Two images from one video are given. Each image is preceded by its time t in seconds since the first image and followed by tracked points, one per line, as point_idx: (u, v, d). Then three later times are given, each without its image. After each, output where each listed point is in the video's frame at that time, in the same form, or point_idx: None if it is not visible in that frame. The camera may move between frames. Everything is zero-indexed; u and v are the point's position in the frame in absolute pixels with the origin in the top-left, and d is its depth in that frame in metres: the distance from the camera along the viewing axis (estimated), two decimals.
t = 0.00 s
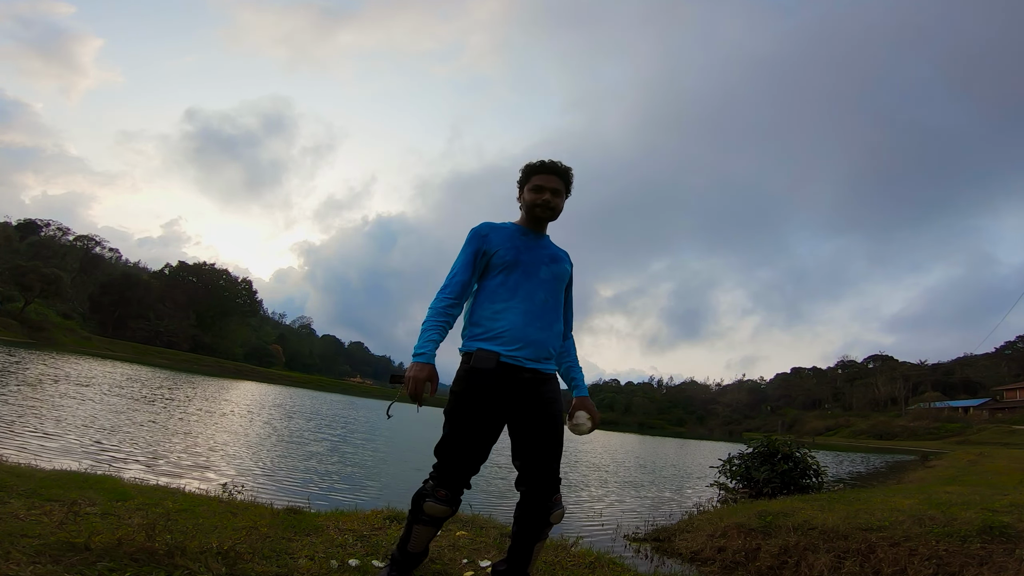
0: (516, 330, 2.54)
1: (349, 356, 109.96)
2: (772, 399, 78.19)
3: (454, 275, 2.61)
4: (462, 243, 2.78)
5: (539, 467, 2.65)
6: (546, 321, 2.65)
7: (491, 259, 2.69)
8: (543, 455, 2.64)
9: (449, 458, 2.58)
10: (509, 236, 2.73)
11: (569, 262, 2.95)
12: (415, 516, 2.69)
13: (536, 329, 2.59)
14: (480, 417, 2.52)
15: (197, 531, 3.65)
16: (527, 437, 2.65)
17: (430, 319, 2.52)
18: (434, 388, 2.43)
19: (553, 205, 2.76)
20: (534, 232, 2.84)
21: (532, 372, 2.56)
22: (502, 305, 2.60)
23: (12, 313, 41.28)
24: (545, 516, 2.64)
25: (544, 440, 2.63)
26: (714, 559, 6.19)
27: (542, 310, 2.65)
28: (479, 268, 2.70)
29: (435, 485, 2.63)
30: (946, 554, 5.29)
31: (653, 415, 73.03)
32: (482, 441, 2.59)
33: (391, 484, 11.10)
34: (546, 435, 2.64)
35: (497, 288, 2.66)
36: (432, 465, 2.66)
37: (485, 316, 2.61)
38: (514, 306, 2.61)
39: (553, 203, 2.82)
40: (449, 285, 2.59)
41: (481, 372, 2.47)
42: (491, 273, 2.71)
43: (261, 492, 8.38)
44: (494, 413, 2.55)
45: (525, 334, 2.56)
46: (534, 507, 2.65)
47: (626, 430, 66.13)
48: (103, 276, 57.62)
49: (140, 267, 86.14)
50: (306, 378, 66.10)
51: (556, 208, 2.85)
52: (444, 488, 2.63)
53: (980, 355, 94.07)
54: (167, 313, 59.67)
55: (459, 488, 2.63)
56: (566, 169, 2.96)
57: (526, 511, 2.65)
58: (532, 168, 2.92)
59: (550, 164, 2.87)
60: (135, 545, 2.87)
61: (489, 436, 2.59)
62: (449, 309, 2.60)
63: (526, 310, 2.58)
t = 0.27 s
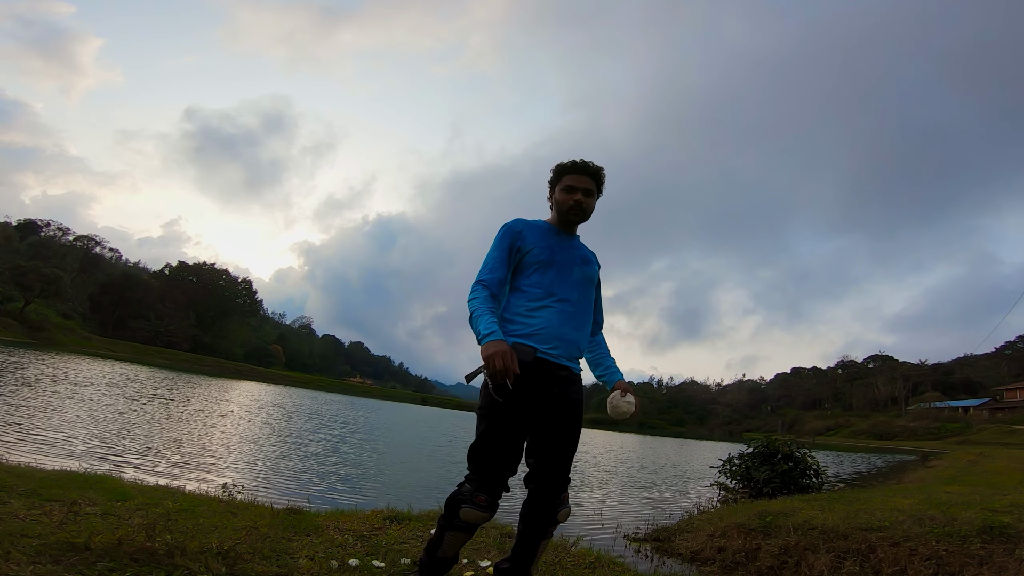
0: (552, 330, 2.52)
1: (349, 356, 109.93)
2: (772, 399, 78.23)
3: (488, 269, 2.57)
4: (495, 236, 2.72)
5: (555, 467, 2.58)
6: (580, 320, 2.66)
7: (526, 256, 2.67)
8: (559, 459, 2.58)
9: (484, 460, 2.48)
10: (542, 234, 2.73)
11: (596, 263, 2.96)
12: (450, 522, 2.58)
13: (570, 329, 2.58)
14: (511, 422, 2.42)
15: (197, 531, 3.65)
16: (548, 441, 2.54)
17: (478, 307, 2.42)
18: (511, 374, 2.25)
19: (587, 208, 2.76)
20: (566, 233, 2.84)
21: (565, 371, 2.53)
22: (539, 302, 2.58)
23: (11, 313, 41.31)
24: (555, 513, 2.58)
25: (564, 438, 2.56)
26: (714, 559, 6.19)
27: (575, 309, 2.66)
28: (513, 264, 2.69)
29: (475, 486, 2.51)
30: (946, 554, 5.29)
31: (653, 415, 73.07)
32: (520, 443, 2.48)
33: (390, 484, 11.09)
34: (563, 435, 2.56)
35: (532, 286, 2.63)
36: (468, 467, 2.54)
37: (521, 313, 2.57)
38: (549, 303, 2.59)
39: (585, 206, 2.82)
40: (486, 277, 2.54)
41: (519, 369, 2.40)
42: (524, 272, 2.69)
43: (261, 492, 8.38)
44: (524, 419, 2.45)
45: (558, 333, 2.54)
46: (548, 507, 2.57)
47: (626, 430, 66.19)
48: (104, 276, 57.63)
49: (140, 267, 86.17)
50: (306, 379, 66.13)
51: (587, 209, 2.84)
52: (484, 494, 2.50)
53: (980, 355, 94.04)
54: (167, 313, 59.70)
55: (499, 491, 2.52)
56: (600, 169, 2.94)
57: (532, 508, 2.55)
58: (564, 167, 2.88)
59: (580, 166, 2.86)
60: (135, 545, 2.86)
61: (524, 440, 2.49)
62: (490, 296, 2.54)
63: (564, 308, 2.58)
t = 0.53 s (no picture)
0: (565, 331, 2.49)
1: (348, 356, 109.90)
2: (772, 399, 78.24)
3: (501, 266, 2.58)
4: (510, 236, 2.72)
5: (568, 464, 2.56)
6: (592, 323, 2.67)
7: (542, 256, 2.68)
8: (558, 466, 2.48)
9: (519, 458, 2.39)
10: (557, 234, 2.73)
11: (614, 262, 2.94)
12: (486, 537, 2.37)
13: (582, 329, 2.59)
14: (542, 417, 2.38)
15: (197, 531, 3.65)
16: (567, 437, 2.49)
17: (481, 313, 2.46)
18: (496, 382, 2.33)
19: (605, 207, 2.76)
20: (582, 233, 2.83)
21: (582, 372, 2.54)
22: (551, 303, 2.58)
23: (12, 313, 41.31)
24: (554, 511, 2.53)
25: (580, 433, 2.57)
26: (714, 559, 6.19)
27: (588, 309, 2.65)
28: (528, 264, 2.69)
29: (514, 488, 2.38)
30: (946, 554, 5.29)
31: (654, 415, 73.08)
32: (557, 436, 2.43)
33: (390, 484, 11.09)
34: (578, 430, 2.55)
35: (546, 288, 2.63)
36: (489, 469, 2.44)
37: (531, 311, 2.58)
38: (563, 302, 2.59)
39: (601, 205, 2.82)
40: (497, 276, 2.56)
41: (539, 368, 2.38)
42: (540, 270, 2.69)
43: (261, 492, 8.38)
44: (550, 419, 2.41)
45: (573, 333, 2.53)
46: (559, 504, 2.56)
47: (626, 430, 66.20)
48: (104, 276, 57.63)
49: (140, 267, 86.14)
50: (306, 378, 66.17)
51: (605, 209, 2.84)
52: (522, 490, 2.39)
53: (980, 355, 94.05)
54: (167, 313, 59.70)
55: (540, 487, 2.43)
56: (616, 168, 2.94)
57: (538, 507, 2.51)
58: (581, 163, 2.88)
59: (597, 164, 2.86)
60: (135, 545, 2.87)
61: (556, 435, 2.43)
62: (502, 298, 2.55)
63: (577, 310, 2.57)
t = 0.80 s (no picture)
0: (563, 326, 2.48)
1: (348, 356, 109.90)
2: (772, 399, 78.24)
3: (497, 267, 2.63)
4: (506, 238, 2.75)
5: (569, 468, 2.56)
6: (595, 317, 2.63)
7: (536, 253, 2.69)
8: (558, 466, 2.46)
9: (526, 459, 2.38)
10: (553, 230, 2.73)
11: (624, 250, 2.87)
12: (493, 542, 2.37)
13: (584, 323, 2.56)
14: (549, 420, 2.38)
15: (197, 531, 3.66)
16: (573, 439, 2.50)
17: (472, 317, 2.51)
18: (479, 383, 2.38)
19: (601, 197, 2.76)
20: (580, 225, 2.83)
21: (589, 370, 2.52)
22: (551, 296, 2.58)
23: (12, 313, 41.30)
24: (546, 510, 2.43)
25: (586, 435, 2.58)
26: (714, 559, 6.19)
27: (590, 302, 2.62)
28: (524, 263, 2.71)
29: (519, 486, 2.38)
30: (946, 554, 5.29)
31: (654, 415, 73.07)
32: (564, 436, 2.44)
33: (391, 484, 11.09)
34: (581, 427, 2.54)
35: (543, 284, 2.63)
36: (492, 472, 2.46)
37: (525, 308, 2.60)
38: (562, 296, 2.58)
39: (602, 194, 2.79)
40: (491, 280, 2.60)
41: (541, 365, 2.39)
42: (536, 268, 2.70)
43: (261, 492, 8.38)
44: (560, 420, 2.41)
45: (573, 331, 2.51)
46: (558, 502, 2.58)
47: (626, 430, 66.20)
48: (104, 276, 57.62)
49: (140, 267, 86.09)
50: (306, 379, 66.18)
51: (603, 199, 2.81)
52: (525, 490, 2.38)
53: (980, 355, 94.01)
54: (167, 313, 59.68)
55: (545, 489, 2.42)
56: (616, 155, 2.92)
57: (545, 509, 2.49)
58: (578, 152, 2.88)
59: (591, 153, 2.85)
60: (135, 545, 2.86)
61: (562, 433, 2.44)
62: (496, 300, 2.58)
63: (574, 305, 2.56)
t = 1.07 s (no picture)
0: (549, 321, 2.42)
1: (348, 356, 109.90)
2: (772, 398, 78.23)
3: (485, 271, 2.66)
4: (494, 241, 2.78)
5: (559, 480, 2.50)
6: (587, 306, 2.47)
7: (520, 246, 2.65)
8: (559, 472, 2.48)
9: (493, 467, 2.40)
10: (537, 220, 2.67)
11: (627, 228, 2.66)
12: (471, 548, 2.33)
13: (571, 315, 2.44)
14: (518, 429, 2.35)
15: (197, 531, 3.65)
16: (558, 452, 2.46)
17: (462, 327, 2.55)
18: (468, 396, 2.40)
19: (579, 172, 2.66)
20: (568, 209, 2.75)
21: (576, 373, 2.41)
22: (536, 290, 2.52)
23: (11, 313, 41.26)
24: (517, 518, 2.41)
25: (577, 443, 2.50)
26: (714, 559, 6.18)
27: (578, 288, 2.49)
28: (512, 260, 2.69)
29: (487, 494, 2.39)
30: (945, 553, 5.29)
31: (654, 415, 73.08)
32: (535, 449, 2.40)
33: (391, 485, 11.10)
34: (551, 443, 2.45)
35: (529, 277, 2.59)
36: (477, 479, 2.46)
37: (512, 307, 2.59)
38: (546, 290, 2.52)
39: (582, 173, 2.69)
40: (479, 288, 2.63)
41: (519, 371, 2.36)
42: (524, 263, 2.66)
43: (261, 492, 8.39)
44: (536, 428, 2.37)
45: (559, 325, 2.42)
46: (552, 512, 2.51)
47: (626, 430, 66.20)
48: (104, 276, 57.58)
49: (140, 267, 86.01)
50: (306, 379, 66.20)
51: (585, 175, 2.71)
52: (496, 499, 2.38)
53: (980, 355, 93.99)
54: (167, 313, 59.64)
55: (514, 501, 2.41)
56: (595, 133, 2.83)
57: (532, 517, 2.47)
58: (556, 137, 2.86)
59: (567, 135, 2.79)
60: (135, 546, 2.86)
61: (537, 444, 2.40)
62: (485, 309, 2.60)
63: (558, 296, 2.46)
